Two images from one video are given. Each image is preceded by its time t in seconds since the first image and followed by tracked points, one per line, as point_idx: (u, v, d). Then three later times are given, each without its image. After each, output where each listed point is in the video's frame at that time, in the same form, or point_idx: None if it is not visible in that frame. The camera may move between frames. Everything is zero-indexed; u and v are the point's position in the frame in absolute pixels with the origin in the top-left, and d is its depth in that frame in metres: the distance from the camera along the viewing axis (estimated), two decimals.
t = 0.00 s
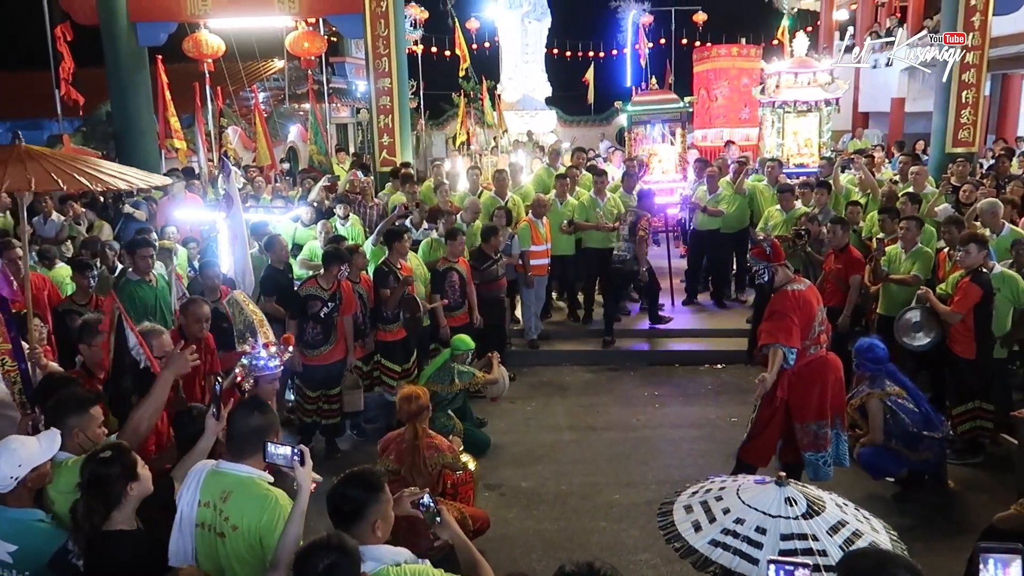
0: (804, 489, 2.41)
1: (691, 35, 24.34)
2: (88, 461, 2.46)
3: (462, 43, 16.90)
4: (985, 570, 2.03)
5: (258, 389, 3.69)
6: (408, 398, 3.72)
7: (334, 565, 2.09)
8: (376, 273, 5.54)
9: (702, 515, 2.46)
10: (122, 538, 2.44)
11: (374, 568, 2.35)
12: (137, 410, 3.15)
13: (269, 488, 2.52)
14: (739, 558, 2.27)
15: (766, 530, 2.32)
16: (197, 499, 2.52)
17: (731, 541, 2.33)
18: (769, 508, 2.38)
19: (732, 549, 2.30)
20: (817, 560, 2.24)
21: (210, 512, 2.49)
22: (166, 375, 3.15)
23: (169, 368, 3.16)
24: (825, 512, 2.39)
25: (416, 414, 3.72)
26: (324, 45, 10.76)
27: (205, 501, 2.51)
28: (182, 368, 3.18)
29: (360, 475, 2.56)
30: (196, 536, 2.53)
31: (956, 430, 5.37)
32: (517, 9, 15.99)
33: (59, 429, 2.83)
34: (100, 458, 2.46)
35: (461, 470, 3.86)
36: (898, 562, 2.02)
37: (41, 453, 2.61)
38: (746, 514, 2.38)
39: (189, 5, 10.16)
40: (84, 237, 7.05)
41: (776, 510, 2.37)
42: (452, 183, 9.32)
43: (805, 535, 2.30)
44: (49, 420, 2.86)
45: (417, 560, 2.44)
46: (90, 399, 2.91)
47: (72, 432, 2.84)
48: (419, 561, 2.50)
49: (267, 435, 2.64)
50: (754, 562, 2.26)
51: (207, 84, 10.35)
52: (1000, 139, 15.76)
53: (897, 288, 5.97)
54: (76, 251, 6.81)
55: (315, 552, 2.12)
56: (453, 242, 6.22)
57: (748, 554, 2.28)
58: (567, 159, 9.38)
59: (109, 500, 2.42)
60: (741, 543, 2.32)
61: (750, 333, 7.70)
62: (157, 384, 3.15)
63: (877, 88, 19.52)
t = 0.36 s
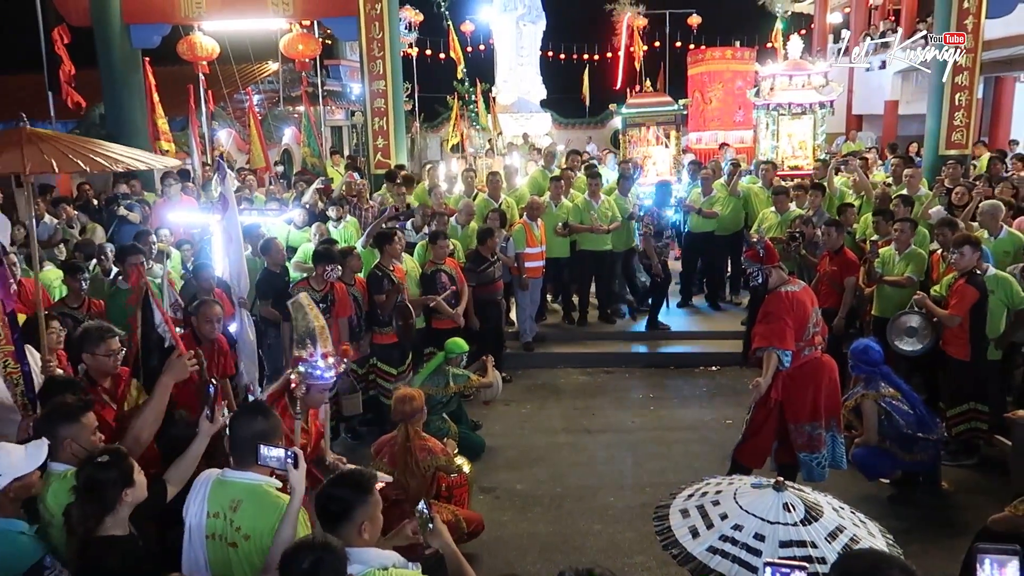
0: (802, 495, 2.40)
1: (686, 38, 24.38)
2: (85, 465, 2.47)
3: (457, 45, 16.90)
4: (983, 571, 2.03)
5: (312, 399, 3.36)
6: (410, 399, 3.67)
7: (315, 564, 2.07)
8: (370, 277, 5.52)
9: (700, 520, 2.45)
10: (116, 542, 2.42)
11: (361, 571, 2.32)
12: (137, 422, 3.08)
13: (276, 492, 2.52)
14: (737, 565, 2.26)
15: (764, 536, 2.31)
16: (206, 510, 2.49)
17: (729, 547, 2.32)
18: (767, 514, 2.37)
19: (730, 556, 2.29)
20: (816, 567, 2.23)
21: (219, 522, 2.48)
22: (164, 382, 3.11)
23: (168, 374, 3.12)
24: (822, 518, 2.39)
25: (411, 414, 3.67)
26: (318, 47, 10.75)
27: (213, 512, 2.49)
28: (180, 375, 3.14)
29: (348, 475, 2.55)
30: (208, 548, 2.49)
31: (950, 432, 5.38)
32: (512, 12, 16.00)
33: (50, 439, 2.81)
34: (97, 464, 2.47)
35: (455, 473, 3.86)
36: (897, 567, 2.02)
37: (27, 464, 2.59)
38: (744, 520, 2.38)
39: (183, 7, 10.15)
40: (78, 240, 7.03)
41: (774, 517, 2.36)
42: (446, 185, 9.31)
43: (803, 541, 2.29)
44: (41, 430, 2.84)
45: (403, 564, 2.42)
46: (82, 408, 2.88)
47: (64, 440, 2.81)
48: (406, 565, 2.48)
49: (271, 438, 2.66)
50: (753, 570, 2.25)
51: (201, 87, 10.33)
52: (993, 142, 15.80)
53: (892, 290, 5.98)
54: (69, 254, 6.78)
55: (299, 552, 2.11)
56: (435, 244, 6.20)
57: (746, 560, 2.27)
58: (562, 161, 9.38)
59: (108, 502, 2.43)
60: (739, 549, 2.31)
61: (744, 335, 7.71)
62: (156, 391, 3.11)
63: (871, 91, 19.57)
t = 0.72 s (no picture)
0: (795, 494, 2.41)
1: (678, 40, 24.45)
2: (85, 467, 2.43)
3: (450, 46, 16.90)
4: (974, 568, 2.05)
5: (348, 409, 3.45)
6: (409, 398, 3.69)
7: (312, 565, 2.07)
8: (362, 280, 5.51)
9: (694, 520, 2.45)
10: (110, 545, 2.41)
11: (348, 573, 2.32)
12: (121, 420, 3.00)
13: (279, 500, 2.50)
14: (733, 564, 2.27)
15: (759, 535, 2.32)
16: (205, 511, 2.49)
17: (724, 546, 2.32)
18: (760, 513, 2.38)
19: (725, 555, 2.30)
20: (810, 566, 2.24)
21: (218, 525, 2.47)
22: (147, 378, 3.03)
23: (149, 370, 3.04)
24: (815, 517, 2.40)
25: (405, 414, 3.68)
26: (312, 48, 10.73)
27: (212, 515, 2.49)
28: (162, 370, 3.05)
29: (340, 475, 2.55)
30: (206, 550, 2.49)
31: (941, 432, 5.43)
32: (506, 13, 16.01)
33: (38, 442, 2.77)
34: (100, 466, 2.43)
35: (448, 474, 3.88)
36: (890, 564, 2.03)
37: None
38: (738, 519, 2.38)
39: (176, 7, 10.14)
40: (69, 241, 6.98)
41: (768, 516, 2.37)
42: (440, 186, 9.31)
43: (798, 540, 2.31)
44: (26, 434, 2.79)
45: (392, 568, 2.42)
46: (66, 409, 2.85)
47: (52, 443, 2.77)
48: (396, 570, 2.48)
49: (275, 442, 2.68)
50: (748, 569, 2.25)
51: (194, 87, 10.29)
52: (984, 145, 15.89)
53: (884, 290, 5.99)
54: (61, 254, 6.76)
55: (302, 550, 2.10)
56: (433, 246, 6.24)
57: (742, 559, 2.27)
58: (555, 162, 9.40)
59: (107, 506, 2.40)
60: (734, 548, 2.31)
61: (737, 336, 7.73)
62: (139, 390, 3.02)
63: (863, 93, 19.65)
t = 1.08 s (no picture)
0: (790, 492, 2.42)
1: (672, 43, 24.50)
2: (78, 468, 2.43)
3: (444, 48, 16.89)
4: (960, 571, 2.04)
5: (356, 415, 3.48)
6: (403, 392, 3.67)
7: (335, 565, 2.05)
8: (353, 282, 5.51)
9: (689, 518, 2.46)
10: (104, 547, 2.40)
11: None
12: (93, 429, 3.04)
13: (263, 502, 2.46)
14: (727, 562, 2.27)
15: (753, 533, 2.32)
16: (190, 512, 2.48)
17: (718, 545, 2.33)
18: (755, 511, 2.38)
19: (720, 553, 2.30)
20: (804, 565, 2.24)
21: (203, 526, 2.45)
22: (115, 388, 3.07)
23: (115, 381, 3.06)
24: (810, 515, 2.40)
25: (400, 416, 3.64)
26: (306, 50, 10.72)
27: (198, 516, 2.47)
28: (130, 378, 3.08)
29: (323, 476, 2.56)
30: (190, 551, 2.48)
31: (934, 434, 5.45)
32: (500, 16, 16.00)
33: (26, 444, 2.71)
34: (94, 467, 2.42)
35: (442, 475, 3.87)
36: (882, 562, 2.04)
37: None
38: (732, 518, 2.39)
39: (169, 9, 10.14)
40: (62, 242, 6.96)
41: (762, 514, 2.37)
42: (434, 188, 9.31)
43: (791, 538, 2.31)
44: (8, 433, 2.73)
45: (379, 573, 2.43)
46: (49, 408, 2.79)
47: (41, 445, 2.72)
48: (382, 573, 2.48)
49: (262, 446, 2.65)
50: (742, 567, 2.26)
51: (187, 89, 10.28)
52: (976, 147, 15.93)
53: (876, 291, 6.01)
54: (53, 256, 6.74)
55: (322, 552, 2.08)
56: (429, 247, 6.26)
57: (736, 557, 2.28)
58: (549, 164, 9.40)
59: (102, 506, 2.39)
60: (728, 546, 2.32)
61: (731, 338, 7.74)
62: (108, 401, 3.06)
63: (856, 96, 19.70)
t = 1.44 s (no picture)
0: (785, 490, 2.42)
1: (661, 46, 24.59)
2: (60, 479, 2.40)
3: (434, 51, 16.87)
4: None
5: (387, 417, 3.42)
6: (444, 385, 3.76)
7: (338, 566, 2.04)
8: (347, 283, 5.50)
9: (684, 513, 2.46)
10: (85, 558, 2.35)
11: None
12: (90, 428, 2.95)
13: (242, 505, 2.42)
14: (720, 560, 2.27)
15: (747, 531, 2.32)
16: (171, 517, 2.45)
17: (712, 542, 2.33)
18: (751, 509, 2.38)
19: (714, 551, 2.30)
20: (798, 564, 2.24)
21: (184, 531, 2.42)
22: (112, 386, 3.05)
23: (114, 377, 3.05)
24: (805, 514, 2.40)
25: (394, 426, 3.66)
26: (295, 52, 10.69)
27: (178, 521, 2.44)
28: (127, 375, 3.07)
29: (301, 475, 2.53)
30: (171, 556, 2.44)
31: (923, 435, 5.47)
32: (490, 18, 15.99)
33: (20, 450, 2.68)
34: (75, 480, 2.39)
35: (432, 480, 3.85)
36: (876, 561, 2.04)
37: None
38: (727, 514, 2.39)
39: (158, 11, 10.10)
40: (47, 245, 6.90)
41: (758, 512, 2.38)
42: (424, 191, 9.30)
43: (786, 538, 2.30)
44: None
45: None
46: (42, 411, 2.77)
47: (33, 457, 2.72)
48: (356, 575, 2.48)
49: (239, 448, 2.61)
50: (735, 566, 2.26)
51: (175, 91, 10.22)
52: (963, 150, 16.03)
53: (865, 293, 6.02)
54: (41, 258, 6.70)
55: (322, 557, 2.06)
56: (422, 248, 6.24)
57: (729, 556, 2.28)
58: (539, 166, 9.40)
59: (85, 518, 2.36)
60: (723, 543, 2.32)
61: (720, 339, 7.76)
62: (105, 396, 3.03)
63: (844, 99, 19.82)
